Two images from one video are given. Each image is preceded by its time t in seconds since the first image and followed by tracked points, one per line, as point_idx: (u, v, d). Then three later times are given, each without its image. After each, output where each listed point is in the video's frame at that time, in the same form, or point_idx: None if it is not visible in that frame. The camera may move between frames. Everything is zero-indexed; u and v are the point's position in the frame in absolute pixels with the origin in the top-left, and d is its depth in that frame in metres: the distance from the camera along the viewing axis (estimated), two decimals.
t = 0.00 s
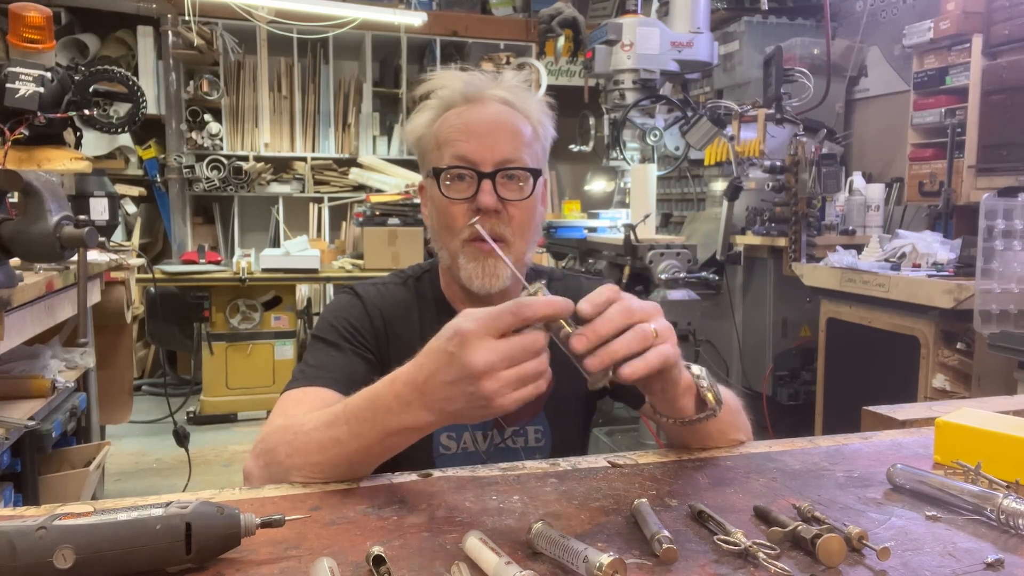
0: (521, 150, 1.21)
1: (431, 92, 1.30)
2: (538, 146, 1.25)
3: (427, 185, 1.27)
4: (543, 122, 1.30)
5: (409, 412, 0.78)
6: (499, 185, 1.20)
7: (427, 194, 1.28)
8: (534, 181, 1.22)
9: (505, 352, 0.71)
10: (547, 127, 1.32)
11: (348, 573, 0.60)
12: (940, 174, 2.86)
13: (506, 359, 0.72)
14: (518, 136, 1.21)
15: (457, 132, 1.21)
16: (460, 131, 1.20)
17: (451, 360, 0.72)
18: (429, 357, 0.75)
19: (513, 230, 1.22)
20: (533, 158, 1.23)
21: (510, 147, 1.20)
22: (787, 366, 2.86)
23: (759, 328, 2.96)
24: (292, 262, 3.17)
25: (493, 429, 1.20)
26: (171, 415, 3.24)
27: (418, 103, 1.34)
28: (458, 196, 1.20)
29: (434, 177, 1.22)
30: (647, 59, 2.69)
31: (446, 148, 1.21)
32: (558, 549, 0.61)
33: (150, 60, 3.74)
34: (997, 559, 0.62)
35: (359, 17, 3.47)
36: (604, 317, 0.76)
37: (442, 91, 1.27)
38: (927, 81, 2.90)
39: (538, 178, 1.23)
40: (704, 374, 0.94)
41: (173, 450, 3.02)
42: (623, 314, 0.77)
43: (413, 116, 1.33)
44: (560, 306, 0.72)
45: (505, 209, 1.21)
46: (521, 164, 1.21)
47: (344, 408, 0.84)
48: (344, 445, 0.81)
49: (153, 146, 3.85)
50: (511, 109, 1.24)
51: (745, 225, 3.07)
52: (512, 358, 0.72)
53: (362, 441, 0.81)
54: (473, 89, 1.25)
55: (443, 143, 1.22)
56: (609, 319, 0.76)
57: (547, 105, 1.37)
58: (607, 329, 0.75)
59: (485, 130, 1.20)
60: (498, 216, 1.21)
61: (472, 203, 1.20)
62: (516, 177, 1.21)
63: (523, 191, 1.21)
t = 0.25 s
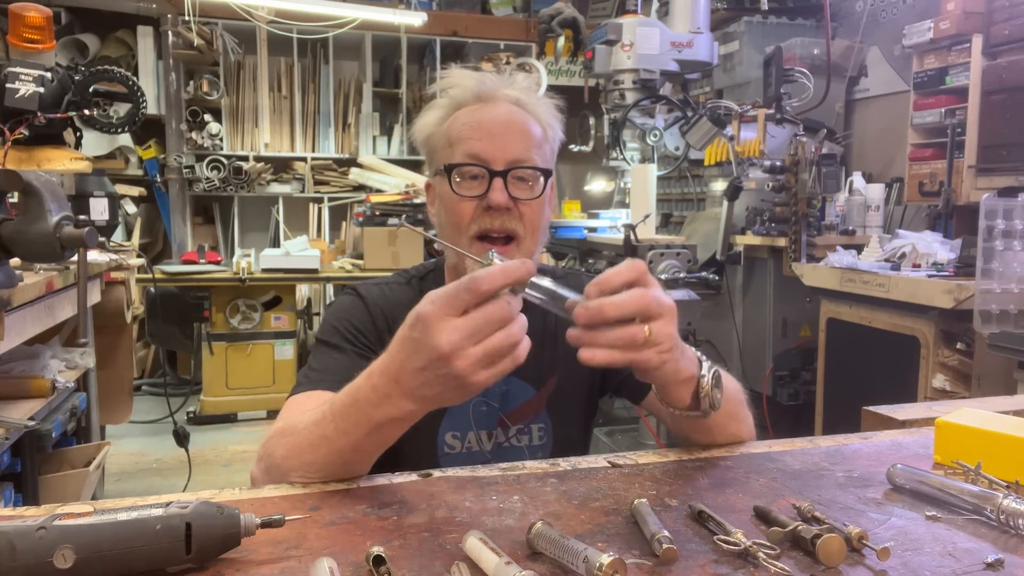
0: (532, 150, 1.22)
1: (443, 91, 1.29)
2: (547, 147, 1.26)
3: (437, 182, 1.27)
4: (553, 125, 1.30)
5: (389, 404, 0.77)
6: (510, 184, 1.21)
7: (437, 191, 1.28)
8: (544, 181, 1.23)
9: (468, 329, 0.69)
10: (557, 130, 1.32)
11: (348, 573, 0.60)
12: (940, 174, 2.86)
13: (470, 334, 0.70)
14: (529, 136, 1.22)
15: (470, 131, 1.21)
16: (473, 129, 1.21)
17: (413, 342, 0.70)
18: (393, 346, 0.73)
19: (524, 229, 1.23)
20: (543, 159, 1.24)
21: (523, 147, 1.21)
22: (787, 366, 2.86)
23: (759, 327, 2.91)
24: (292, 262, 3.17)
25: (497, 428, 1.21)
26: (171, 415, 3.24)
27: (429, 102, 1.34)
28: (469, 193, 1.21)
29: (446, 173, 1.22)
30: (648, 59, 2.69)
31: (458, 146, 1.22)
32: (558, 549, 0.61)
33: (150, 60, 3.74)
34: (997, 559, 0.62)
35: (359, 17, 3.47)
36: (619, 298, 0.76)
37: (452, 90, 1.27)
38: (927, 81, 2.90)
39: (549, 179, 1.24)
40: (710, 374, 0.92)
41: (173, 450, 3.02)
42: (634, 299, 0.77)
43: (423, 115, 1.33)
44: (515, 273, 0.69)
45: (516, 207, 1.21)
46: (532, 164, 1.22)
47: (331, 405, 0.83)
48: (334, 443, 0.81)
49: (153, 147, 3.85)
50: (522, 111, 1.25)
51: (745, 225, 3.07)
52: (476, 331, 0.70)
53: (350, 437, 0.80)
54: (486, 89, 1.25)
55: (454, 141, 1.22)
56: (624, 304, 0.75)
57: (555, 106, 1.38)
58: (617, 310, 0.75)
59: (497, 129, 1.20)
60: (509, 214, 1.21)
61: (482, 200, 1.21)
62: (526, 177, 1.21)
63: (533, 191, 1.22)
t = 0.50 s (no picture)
0: (532, 129, 1.23)
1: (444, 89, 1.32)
2: (546, 134, 1.27)
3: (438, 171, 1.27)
4: (549, 120, 1.33)
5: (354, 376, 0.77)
6: (511, 159, 1.21)
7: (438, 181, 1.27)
8: (545, 159, 1.24)
9: (407, 297, 0.70)
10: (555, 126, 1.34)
11: (348, 573, 0.60)
12: (940, 174, 2.86)
13: (412, 300, 0.70)
14: (527, 119, 1.23)
15: (469, 115, 1.22)
16: (474, 113, 1.22)
17: (358, 312, 0.72)
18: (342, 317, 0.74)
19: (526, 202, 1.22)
20: (543, 139, 1.25)
21: (522, 127, 1.22)
22: (787, 366, 2.85)
23: (759, 328, 2.93)
24: (292, 262, 3.18)
25: (498, 426, 1.20)
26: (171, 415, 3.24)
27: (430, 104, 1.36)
28: (471, 169, 1.20)
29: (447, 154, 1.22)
30: (647, 59, 2.69)
31: (460, 129, 1.22)
32: (558, 548, 0.61)
33: (150, 60, 3.75)
34: (997, 559, 0.62)
35: (359, 18, 3.47)
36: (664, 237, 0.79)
37: (451, 90, 1.30)
38: (927, 81, 2.90)
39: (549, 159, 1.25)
40: (723, 349, 0.91)
41: (173, 450, 3.02)
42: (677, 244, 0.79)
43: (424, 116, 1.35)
44: (453, 231, 0.70)
45: (517, 179, 1.21)
46: (531, 141, 1.22)
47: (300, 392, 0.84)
48: (311, 426, 0.82)
49: (153, 147, 3.85)
50: (518, 100, 1.28)
51: (745, 225, 3.07)
52: (418, 296, 0.70)
53: (323, 418, 0.81)
54: (485, 83, 1.28)
55: (455, 126, 1.23)
56: (669, 244, 0.78)
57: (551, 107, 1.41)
58: (660, 248, 0.78)
59: (496, 111, 1.22)
60: (510, 185, 1.21)
61: (484, 174, 1.21)
62: (527, 151, 1.22)
63: (534, 166, 1.22)
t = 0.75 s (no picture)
0: (530, 130, 1.23)
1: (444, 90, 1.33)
2: (545, 135, 1.27)
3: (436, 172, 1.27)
4: (549, 121, 1.33)
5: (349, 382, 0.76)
6: (509, 160, 1.20)
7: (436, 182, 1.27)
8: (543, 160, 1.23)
9: (409, 292, 0.70)
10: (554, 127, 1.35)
11: (348, 573, 0.60)
12: (940, 174, 2.86)
13: (417, 288, 0.70)
14: (526, 120, 1.23)
15: (467, 115, 1.22)
16: (471, 113, 1.22)
17: (356, 313, 0.70)
18: (335, 322, 0.73)
19: (523, 201, 1.22)
20: (541, 140, 1.24)
21: (520, 127, 1.22)
22: (787, 366, 2.84)
23: (759, 329, 2.93)
24: (291, 262, 3.18)
25: (495, 426, 1.21)
26: (171, 415, 3.24)
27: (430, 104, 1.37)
28: (468, 168, 1.20)
29: (444, 154, 1.21)
30: (648, 59, 2.69)
31: (458, 130, 1.22)
32: (558, 548, 0.61)
33: (150, 60, 3.75)
34: (997, 558, 0.62)
35: (359, 18, 3.47)
36: (647, 251, 0.77)
37: (453, 90, 1.31)
38: (927, 81, 2.90)
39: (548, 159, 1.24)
40: (722, 363, 0.90)
41: (173, 450, 3.02)
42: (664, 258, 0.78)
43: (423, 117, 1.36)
44: (444, 220, 0.70)
45: (514, 178, 1.20)
46: (529, 142, 1.22)
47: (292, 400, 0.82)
48: (308, 432, 0.81)
49: (153, 146, 3.85)
50: (518, 101, 1.28)
51: (745, 225, 3.07)
52: (422, 284, 0.70)
53: (322, 423, 0.80)
54: (483, 83, 1.28)
55: (453, 126, 1.23)
56: (651, 260, 0.77)
57: (552, 108, 1.41)
58: (643, 264, 0.77)
59: (494, 112, 1.22)
60: (506, 185, 1.20)
61: (481, 174, 1.20)
62: (525, 152, 1.21)
63: (531, 166, 1.22)
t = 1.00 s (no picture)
0: (532, 144, 1.23)
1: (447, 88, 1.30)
2: (548, 143, 1.26)
3: (438, 177, 1.28)
4: (555, 122, 1.31)
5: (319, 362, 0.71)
6: (509, 177, 1.21)
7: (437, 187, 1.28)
8: (544, 175, 1.24)
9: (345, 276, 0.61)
10: (559, 127, 1.33)
11: (348, 573, 0.60)
12: (940, 174, 2.86)
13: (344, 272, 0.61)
14: (528, 130, 1.22)
15: (469, 124, 1.21)
16: (473, 123, 1.21)
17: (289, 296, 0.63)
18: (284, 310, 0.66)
19: (523, 218, 1.24)
20: (543, 153, 1.24)
21: (522, 141, 1.21)
22: (787, 366, 2.84)
23: (759, 328, 2.91)
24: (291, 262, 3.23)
25: (493, 425, 1.20)
26: (170, 415, 3.24)
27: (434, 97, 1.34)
28: (468, 184, 1.22)
29: (446, 166, 1.23)
30: (648, 59, 2.68)
31: (459, 140, 1.22)
32: (558, 548, 0.61)
33: (150, 60, 3.75)
34: (997, 559, 0.62)
35: (359, 17, 3.47)
36: (670, 290, 0.78)
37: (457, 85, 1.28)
38: (927, 81, 2.91)
39: (548, 173, 1.25)
40: (726, 363, 0.90)
41: (173, 450, 3.02)
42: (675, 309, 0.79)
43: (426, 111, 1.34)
44: (369, 192, 0.58)
45: (513, 197, 1.22)
46: (530, 156, 1.22)
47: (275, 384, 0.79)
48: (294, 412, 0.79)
49: (153, 146, 3.85)
50: (522, 105, 1.25)
51: (745, 225, 3.07)
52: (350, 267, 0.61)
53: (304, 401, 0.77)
54: (487, 84, 1.25)
55: (454, 136, 1.23)
56: (674, 297, 0.78)
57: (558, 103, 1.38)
58: (670, 302, 0.77)
59: (496, 123, 1.21)
60: (506, 205, 1.22)
61: (480, 191, 1.22)
62: (526, 169, 1.22)
63: (532, 183, 1.23)
